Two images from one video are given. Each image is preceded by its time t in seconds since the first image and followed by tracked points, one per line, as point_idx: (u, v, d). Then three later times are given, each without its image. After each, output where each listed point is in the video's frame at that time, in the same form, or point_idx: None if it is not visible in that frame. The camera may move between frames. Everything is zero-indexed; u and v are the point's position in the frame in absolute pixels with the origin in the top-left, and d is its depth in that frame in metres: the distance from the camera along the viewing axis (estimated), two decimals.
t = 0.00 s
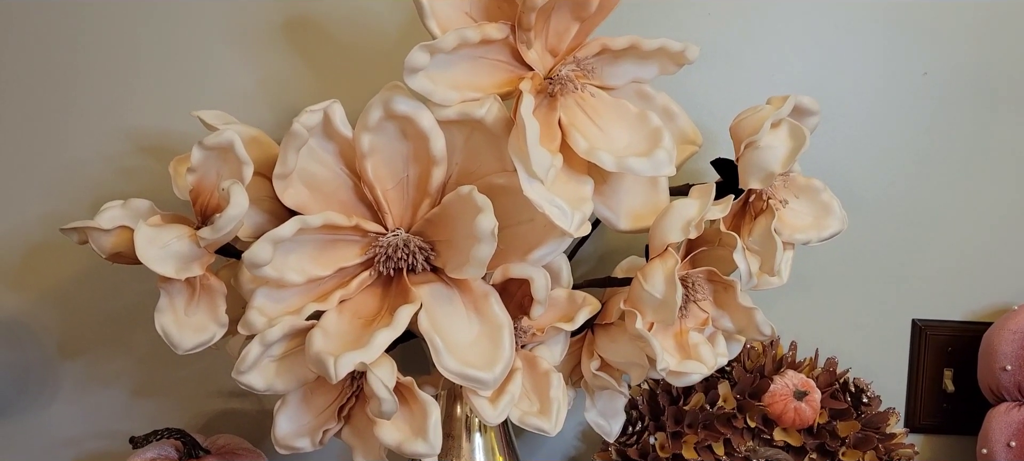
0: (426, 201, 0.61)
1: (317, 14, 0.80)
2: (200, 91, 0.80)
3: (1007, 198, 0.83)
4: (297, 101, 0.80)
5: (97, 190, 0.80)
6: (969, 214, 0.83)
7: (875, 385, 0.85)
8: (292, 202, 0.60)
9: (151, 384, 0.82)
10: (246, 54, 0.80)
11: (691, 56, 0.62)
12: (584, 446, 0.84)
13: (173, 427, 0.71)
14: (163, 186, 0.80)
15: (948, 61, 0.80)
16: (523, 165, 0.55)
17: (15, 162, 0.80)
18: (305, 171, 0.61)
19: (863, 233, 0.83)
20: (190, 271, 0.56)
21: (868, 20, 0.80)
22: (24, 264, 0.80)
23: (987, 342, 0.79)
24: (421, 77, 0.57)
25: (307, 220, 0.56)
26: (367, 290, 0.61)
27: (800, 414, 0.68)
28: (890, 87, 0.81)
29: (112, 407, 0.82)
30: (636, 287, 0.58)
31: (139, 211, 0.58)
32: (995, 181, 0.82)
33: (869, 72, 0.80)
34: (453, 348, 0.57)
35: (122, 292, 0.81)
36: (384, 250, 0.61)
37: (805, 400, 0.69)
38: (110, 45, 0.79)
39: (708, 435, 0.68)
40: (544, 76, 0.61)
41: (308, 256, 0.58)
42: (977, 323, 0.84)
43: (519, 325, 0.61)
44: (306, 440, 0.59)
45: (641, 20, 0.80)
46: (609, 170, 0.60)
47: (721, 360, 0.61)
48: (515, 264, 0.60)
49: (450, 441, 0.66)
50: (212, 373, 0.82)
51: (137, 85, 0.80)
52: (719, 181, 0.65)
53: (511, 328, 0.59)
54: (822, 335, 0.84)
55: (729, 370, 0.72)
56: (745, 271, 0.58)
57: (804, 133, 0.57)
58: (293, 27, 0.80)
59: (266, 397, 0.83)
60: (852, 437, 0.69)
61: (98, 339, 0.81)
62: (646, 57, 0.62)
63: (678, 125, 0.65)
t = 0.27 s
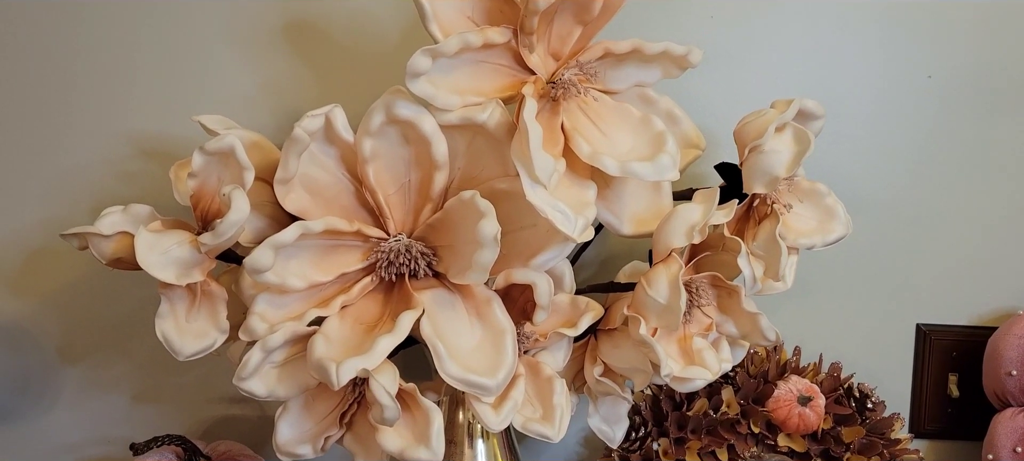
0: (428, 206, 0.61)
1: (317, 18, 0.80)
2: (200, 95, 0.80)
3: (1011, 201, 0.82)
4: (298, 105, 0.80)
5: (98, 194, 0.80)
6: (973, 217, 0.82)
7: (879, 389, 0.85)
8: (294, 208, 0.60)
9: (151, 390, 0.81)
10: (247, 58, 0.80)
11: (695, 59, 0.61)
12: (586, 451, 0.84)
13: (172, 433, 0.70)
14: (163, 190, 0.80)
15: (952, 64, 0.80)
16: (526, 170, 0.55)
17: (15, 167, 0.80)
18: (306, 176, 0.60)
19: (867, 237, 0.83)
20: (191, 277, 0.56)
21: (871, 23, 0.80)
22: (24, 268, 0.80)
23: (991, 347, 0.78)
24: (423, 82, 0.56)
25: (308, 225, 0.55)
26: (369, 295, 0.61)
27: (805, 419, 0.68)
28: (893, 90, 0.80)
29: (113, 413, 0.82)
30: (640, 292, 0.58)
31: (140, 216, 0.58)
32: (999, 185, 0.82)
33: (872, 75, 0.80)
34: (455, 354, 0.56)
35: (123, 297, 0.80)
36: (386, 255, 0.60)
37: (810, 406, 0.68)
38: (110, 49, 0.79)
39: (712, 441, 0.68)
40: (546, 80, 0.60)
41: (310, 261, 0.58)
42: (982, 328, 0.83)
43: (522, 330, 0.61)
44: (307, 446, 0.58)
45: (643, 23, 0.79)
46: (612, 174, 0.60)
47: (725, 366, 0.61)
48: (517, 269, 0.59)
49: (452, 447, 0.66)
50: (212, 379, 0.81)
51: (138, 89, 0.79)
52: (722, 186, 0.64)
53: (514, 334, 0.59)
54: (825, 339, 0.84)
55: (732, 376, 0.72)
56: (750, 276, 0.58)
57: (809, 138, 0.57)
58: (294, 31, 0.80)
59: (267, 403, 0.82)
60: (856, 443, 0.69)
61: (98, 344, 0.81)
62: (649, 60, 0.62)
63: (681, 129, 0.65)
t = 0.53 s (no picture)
0: (433, 204, 0.60)
1: (321, 16, 0.79)
2: (203, 93, 0.79)
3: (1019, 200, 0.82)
4: (301, 103, 0.80)
5: (100, 193, 0.79)
6: (981, 216, 0.82)
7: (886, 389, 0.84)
8: (298, 206, 0.59)
9: (153, 390, 0.81)
10: (250, 56, 0.79)
11: (702, 56, 0.61)
12: (592, 451, 0.83)
13: (174, 433, 0.68)
14: (165, 189, 0.79)
15: (959, 62, 0.80)
16: (532, 167, 0.55)
17: (16, 165, 0.79)
18: (310, 174, 0.60)
19: (873, 235, 0.82)
20: (195, 276, 0.55)
21: (878, 21, 0.79)
22: (25, 267, 0.79)
23: (1000, 347, 0.78)
24: (428, 79, 0.56)
25: (312, 224, 0.55)
26: (373, 294, 0.61)
27: (812, 419, 0.67)
28: (900, 88, 0.80)
29: (115, 413, 0.81)
30: (647, 291, 0.58)
31: (142, 214, 0.57)
32: (1006, 184, 0.82)
33: (879, 73, 0.80)
34: (460, 353, 0.56)
35: (125, 297, 0.80)
36: (390, 254, 0.60)
37: (817, 406, 0.67)
38: (112, 47, 0.79)
39: (718, 441, 0.67)
40: (552, 77, 0.60)
41: (313, 260, 0.58)
42: (989, 327, 0.83)
43: (527, 330, 0.61)
44: (312, 447, 0.58)
45: (648, 20, 0.79)
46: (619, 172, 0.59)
47: (733, 365, 0.60)
48: (523, 268, 0.59)
49: (457, 448, 0.65)
50: (215, 379, 0.81)
51: (140, 87, 0.79)
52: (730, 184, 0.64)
53: (520, 333, 0.58)
54: (832, 338, 0.83)
55: (739, 375, 0.71)
56: (757, 274, 0.57)
57: (816, 135, 0.56)
58: (297, 28, 0.79)
59: (270, 403, 0.82)
60: (864, 443, 0.68)
61: (100, 344, 0.80)
62: (656, 57, 0.61)
63: (688, 127, 0.64)
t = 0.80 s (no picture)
0: (434, 206, 0.60)
1: (322, 17, 0.79)
2: (203, 95, 0.79)
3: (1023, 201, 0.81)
4: (302, 104, 0.79)
5: (100, 195, 0.79)
6: (984, 217, 0.82)
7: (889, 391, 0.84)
8: (298, 207, 0.59)
9: (153, 393, 0.80)
10: (251, 57, 0.79)
11: (704, 57, 0.61)
12: (594, 454, 0.83)
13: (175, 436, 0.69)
14: (165, 190, 0.79)
15: (962, 62, 0.79)
16: (534, 168, 0.54)
17: (16, 167, 0.79)
18: (311, 175, 0.60)
19: (876, 237, 0.82)
20: (194, 278, 0.55)
21: (880, 22, 0.79)
22: (24, 269, 0.79)
23: (1003, 349, 0.77)
24: (430, 79, 0.56)
25: (313, 225, 0.55)
26: (374, 296, 0.60)
27: (815, 422, 0.67)
28: (903, 89, 0.80)
29: (114, 416, 0.81)
30: (649, 293, 0.57)
31: (142, 216, 0.57)
32: (1010, 185, 0.81)
33: (881, 74, 0.79)
34: (462, 356, 0.56)
35: (124, 299, 0.79)
36: (391, 256, 0.59)
37: (820, 409, 0.67)
38: (112, 48, 0.78)
39: (721, 444, 0.67)
40: (554, 78, 0.60)
41: (314, 262, 0.57)
42: (993, 329, 0.82)
43: (529, 332, 0.60)
44: (312, 450, 0.57)
45: (650, 21, 0.79)
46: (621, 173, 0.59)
47: (736, 367, 0.60)
48: (525, 270, 0.58)
49: (459, 451, 0.64)
50: (215, 381, 0.80)
51: (140, 88, 0.79)
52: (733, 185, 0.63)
53: (521, 336, 0.58)
54: (835, 341, 0.83)
55: (742, 378, 0.70)
56: (760, 276, 0.57)
57: (820, 136, 0.56)
58: (298, 29, 0.79)
59: (271, 406, 0.81)
60: (868, 445, 0.68)
61: (99, 346, 0.80)
62: (658, 58, 0.61)
63: (690, 128, 0.64)
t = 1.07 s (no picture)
0: (434, 200, 0.60)
1: (322, 12, 0.79)
2: (203, 90, 0.79)
3: None
4: (302, 99, 0.79)
5: (99, 190, 0.79)
6: (986, 212, 0.81)
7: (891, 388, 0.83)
8: (297, 201, 0.59)
9: (152, 389, 0.80)
10: (250, 51, 0.79)
11: (706, 51, 0.61)
12: (595, 451, 0.83)
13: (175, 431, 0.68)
14: (165, 185, 0.78)
15: (964, 57, 0.79)
16: (535, 162, 0.54)
17: (15, 162, 0.79)
18: (310, 169, 0.59)
19: (878, 232, 0.82)
20: (194, 272, 0.55)
21: (882, 16, 0.79)
22: (23, 265, 0.79)
23: (1005, 345, 0.77)
24: (430, 73, 0.55)
25: (312, 219, 0.54)
26: (374, 291, 0.60)
27: (817, 418, 0.66)
28: (905, 83, 0.79)
29: (113, 413, 0.80)
30: (651, 287, 0.57)
31: (140, 210, 0.56)
32: (1013, 180, 0.81)
33: (883, 69, 0.79)
34: (462, 350, 0.55)
35: (124, 295, 0.79)
36: (391, 250, 0.59)
37: (822, 404, 0.67)
38: (111, 43, 0.78)
39: (722, 440, 0.66)
40: (555, 71, 0.59)
41: (313, 256, 0.57)
42: (996, 325, 0.82)
43: (530, 327, 0.60)
44: (312, 445, 0.57)
45: (651, 16, 0.79)
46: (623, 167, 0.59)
47: (739, 362, 0.59)
48: (526, 264, 0.58)
49: (459, 446, 0.64)
50: (215, 377, 0.80)
51: (140, 83, 0.78)
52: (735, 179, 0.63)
53: (522, 330, 0.57)
54: (837, 337, 0.83)
55: (744, 373, 0.70)
56: (763, 271, 0.56)
57: (823, 129, 0.56)
58: (298, 24, 0.79)
59: (270, 402, 0.81)
60: (870, 441, 0.68)
61: (98, 342, 0.80)
62: (660, 52, 0.61)
63: (692, 122, 0.64)
